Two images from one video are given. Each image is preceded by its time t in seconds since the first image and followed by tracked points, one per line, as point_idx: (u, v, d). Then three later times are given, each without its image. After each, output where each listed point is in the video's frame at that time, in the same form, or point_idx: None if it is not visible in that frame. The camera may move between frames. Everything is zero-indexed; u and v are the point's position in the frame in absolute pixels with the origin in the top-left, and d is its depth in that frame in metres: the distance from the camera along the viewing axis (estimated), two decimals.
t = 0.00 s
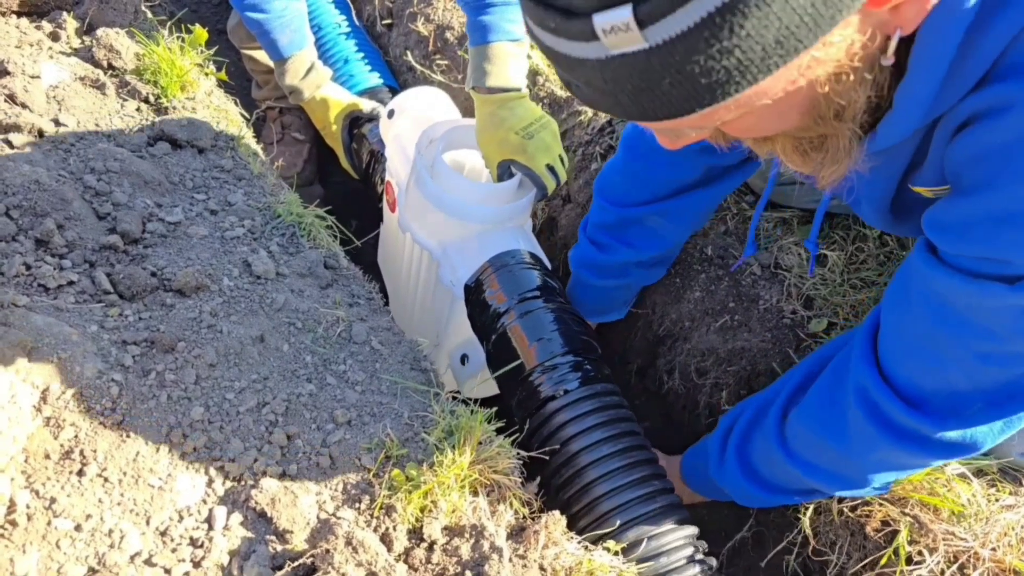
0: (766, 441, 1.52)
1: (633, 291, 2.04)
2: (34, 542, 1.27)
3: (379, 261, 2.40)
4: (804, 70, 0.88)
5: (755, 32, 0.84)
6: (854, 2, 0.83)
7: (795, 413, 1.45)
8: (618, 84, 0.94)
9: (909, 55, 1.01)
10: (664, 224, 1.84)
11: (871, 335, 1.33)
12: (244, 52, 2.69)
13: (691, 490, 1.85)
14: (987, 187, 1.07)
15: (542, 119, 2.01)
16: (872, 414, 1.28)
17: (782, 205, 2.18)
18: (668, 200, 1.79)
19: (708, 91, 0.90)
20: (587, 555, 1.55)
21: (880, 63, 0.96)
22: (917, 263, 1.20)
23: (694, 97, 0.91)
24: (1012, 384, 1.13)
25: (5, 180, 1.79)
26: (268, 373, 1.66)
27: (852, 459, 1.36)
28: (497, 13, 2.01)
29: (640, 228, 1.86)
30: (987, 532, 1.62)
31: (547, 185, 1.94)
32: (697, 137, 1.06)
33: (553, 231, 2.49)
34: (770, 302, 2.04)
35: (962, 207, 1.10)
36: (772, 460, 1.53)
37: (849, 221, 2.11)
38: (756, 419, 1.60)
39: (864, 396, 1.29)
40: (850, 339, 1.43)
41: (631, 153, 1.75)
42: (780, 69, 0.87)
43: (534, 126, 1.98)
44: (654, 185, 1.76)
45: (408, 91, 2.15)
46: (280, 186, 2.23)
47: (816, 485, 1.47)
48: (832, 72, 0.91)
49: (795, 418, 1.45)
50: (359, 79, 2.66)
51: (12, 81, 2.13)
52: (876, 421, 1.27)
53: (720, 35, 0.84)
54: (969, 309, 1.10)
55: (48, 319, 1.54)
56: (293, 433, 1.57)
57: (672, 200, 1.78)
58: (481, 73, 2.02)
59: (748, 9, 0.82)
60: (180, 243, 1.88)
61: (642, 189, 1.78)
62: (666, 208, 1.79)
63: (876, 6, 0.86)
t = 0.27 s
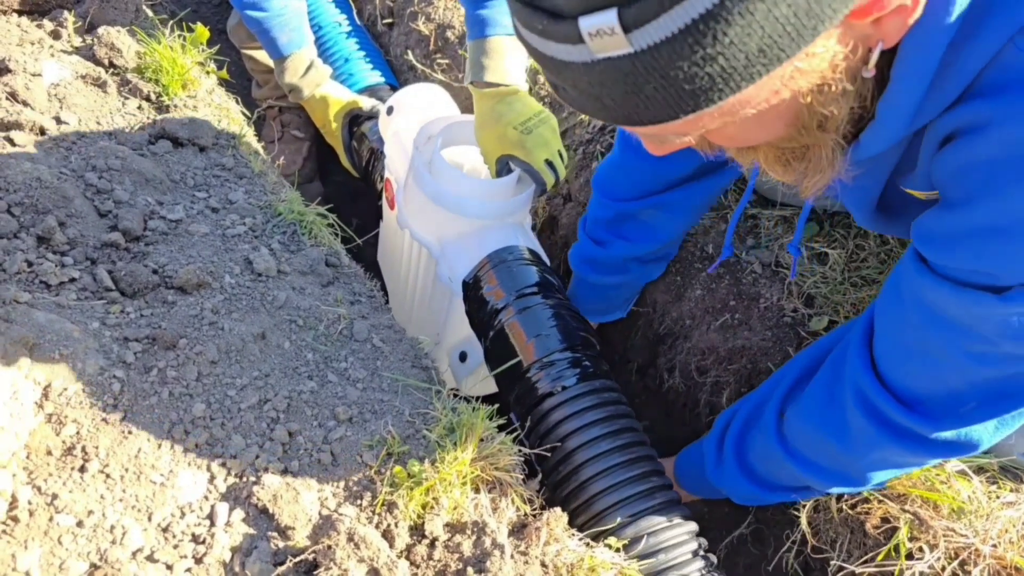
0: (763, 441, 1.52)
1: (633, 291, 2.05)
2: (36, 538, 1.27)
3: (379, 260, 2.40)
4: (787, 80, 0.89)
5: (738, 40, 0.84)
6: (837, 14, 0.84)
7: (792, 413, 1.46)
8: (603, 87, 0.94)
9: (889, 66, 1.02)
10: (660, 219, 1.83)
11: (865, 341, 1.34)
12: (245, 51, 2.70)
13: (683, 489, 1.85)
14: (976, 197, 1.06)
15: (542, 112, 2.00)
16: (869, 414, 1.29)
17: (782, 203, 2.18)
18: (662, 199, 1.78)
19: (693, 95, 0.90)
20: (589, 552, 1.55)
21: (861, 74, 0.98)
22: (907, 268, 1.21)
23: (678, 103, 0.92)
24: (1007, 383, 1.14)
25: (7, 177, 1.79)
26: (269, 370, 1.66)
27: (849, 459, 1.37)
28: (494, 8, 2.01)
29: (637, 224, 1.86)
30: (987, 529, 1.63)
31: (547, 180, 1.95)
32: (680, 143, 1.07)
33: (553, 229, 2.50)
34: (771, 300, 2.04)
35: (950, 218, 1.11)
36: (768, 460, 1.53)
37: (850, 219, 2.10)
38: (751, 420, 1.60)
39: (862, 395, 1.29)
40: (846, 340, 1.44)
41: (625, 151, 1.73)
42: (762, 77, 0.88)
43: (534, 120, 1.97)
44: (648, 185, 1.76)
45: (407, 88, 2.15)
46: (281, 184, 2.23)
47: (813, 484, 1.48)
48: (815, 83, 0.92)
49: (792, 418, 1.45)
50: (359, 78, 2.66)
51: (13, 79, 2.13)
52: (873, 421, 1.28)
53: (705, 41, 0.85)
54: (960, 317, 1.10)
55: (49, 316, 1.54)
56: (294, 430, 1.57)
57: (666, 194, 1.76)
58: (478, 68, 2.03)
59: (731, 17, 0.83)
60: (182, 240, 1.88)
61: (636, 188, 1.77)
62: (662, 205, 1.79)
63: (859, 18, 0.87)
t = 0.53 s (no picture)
0: (762, 447, 1.53)
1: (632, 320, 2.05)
2: (38, 538, 1.27)
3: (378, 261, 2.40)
4: (773, 110, 0.93)
5: (723, 72, 0.86)
6: (819, 46, 0.86)
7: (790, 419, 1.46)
8: (595, 116, 0.96)
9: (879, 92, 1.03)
10: (657, 255, 1.85)
11: (861, 341, 1.35)
12: (245, 52, 2.70)
13: (678, 495, 1.86)
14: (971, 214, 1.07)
15: (541, 115, 2.01)
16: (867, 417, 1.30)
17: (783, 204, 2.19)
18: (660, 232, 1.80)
19: (683, 125, 0.92)
20: (590, 552, 1.55)
21: (846, 102, 1.02)
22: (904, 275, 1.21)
23: (668, 131, 0.93)
24: (1002, 384, 1.15)
25: (9, 178, 1.79)
26: (271, 370, 1.66)
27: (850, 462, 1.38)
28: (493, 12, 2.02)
29: (634, 258, 1.88)
30: (987, 529, 1.63)
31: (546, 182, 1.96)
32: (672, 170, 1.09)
33: (554, 230, 2.50)
34: (771, 301, 2.05)
35: (946, 234, 1.11)
36: (767, 464, 1.54)
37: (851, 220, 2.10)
38: (750, 425, 1.60)
39: (859, 398, 1.30)
40: (842, 343, 1.44)
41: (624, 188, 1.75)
42: (749, 107, 0.90)
43: (533, 123, 1.98)
44: (647, 218, 1.78)
45: (407, 90, 2.15)
46: (281, 185, 2.23)
47: (812, 487, 1.49)
48: (800, 112, 0.96)
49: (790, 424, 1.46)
50: (359, 79, 2.66)
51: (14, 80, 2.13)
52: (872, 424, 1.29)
53: (691, 73, 0.87)
54: (957, 324, 1.11)
55: (51, 316, 1.54)
56: (295, 430, 1.58)
57: (663, 231, 1.80)
58: (478, 70, 2.03)
59: (717, 50, 0.85)
60: (183, 241, 1.88)
61: (635, 221, 1.80)
62: (659, 240, 1.81)
63: (841, 51, 0.90)
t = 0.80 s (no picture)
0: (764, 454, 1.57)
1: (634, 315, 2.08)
2: (44, 538, 1.27)
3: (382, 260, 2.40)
4: (753, 136, 0.97)
5: (700, 105, 0.90)
6: (793, 78, 0.89)
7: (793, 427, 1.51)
8: (580, 145, 1.01)
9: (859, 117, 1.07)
10: (651, 246, 1.94)
11: (860, 350, 1.42)
12: (248, 53, 2.70)
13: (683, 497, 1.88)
14: (962, 236, 1.12)
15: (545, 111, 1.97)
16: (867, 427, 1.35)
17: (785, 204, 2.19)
18: (654, 221, 1.90)
19: (662, 154, 0.96)
20: (595, 552, 1.56)
21: (827, 126, 1.07)
22: (899, 294, 1.27)
23: (650, 158, 0.97)
24: (995, 395, 1.20)
25: (14, 178, 1.80)
26: (275, 370, 1.67)
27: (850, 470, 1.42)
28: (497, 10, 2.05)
29: (629, 249, 1.96)
30: (991, 529, 1.63)
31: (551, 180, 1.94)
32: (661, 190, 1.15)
33: (556, 230, 2.50)
34: (774, 301, 2.05)
35: (938, 256, 1.17)
36: (770, 470, 1.58)
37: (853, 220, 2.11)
38: (750, 427, 1.65)
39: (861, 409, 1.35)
40: (842, 352, 1.49)
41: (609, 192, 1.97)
42: (726, 137, 0.94)
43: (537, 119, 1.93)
44: (638, 207, 1.89)
45: (411, 87, 2.15)
46: (285, 185, 2.23)
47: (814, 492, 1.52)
48: (779, 137, 1.01)
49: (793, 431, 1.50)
50: (362, 78, 2.66)
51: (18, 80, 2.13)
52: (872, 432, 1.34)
53: (669, 106, 0.91)
54: (945, 337, 1.16)
55: (56, 316, 1.54)
56: (300, 430, 1.58)
57: (655, 222, 1.89)
58: (482, 68, 2.06)
59: (692, 85, 0.89)
60: (187, 241, 1.88)
61: (627, 211, 1.91)
62: (652, 229, 1.90)
63: (816, 81, 0.94)
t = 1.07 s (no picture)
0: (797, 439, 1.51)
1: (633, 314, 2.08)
2: (45, 537, 1.27)
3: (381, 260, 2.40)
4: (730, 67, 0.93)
5: (672, 28, 0.87)
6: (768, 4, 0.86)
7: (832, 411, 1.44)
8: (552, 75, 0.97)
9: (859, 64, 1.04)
10: (647, 249, 1.95)
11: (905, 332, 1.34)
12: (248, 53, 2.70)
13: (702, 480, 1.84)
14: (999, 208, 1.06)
15: (542, 113, 2.03)
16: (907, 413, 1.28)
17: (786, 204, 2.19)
18: (651, 224, 1.91)
19: (639, 82, 0.92)
20: (595, 551, 1.56)
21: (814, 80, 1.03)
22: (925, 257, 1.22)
23: (625, 86, 0.94)
24: None
25: (14, 179, 1.80)
26: (275, 370, 1.67)
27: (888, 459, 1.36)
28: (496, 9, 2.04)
29: (625, 251, 1.96)
30: (992, 528, 1.63)
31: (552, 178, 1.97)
32: (646, 140, 1.10)
33: (556, 230, 2.50)
34: (775, 301, 2.05)
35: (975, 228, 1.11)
36: (803, 455, 1.52)
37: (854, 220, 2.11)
38: (783, 414, 1.59)
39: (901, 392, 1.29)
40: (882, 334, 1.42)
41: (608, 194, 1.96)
42: (700, 65, 0.90)
43: (534, 120, 1.99)
44: (637, 210, 1.90)
45: (409, 88, 2.16)
46: (285, 185, 2.23)
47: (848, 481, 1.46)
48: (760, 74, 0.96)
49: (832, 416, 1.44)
50: (362, 78, 2.66)
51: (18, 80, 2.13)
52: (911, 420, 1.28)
53: (641, 29, 0.88)
54: (978, 292, 1.10)
55: (56, 316, 1.54)
56: (300, 430, 1.58)
57: (652, 224, 1.90)
58: (480, 67, 2.07)
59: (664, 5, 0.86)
60: (187, 241, 1.89)
61: (627, 212, 1.91)
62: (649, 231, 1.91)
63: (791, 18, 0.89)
